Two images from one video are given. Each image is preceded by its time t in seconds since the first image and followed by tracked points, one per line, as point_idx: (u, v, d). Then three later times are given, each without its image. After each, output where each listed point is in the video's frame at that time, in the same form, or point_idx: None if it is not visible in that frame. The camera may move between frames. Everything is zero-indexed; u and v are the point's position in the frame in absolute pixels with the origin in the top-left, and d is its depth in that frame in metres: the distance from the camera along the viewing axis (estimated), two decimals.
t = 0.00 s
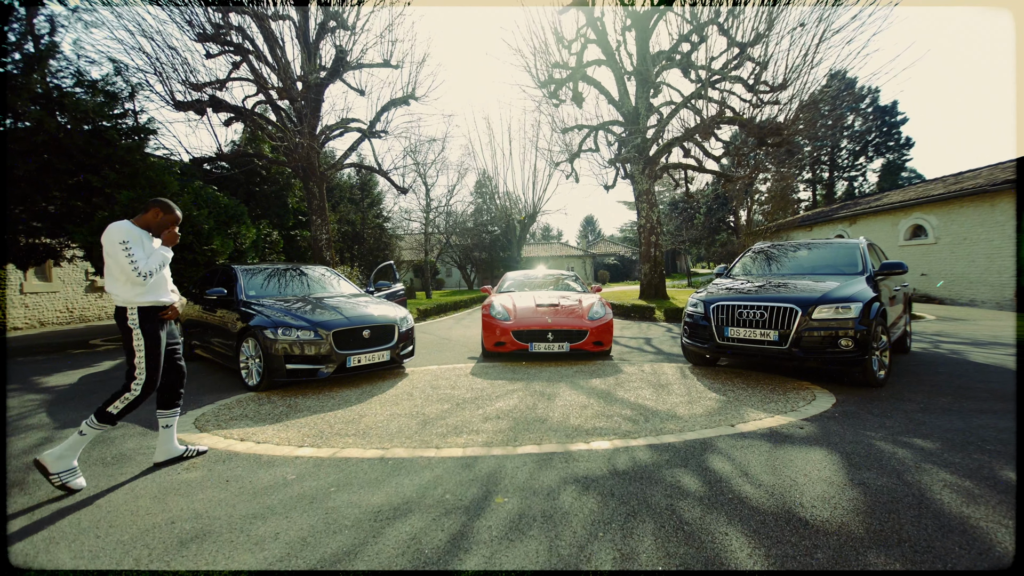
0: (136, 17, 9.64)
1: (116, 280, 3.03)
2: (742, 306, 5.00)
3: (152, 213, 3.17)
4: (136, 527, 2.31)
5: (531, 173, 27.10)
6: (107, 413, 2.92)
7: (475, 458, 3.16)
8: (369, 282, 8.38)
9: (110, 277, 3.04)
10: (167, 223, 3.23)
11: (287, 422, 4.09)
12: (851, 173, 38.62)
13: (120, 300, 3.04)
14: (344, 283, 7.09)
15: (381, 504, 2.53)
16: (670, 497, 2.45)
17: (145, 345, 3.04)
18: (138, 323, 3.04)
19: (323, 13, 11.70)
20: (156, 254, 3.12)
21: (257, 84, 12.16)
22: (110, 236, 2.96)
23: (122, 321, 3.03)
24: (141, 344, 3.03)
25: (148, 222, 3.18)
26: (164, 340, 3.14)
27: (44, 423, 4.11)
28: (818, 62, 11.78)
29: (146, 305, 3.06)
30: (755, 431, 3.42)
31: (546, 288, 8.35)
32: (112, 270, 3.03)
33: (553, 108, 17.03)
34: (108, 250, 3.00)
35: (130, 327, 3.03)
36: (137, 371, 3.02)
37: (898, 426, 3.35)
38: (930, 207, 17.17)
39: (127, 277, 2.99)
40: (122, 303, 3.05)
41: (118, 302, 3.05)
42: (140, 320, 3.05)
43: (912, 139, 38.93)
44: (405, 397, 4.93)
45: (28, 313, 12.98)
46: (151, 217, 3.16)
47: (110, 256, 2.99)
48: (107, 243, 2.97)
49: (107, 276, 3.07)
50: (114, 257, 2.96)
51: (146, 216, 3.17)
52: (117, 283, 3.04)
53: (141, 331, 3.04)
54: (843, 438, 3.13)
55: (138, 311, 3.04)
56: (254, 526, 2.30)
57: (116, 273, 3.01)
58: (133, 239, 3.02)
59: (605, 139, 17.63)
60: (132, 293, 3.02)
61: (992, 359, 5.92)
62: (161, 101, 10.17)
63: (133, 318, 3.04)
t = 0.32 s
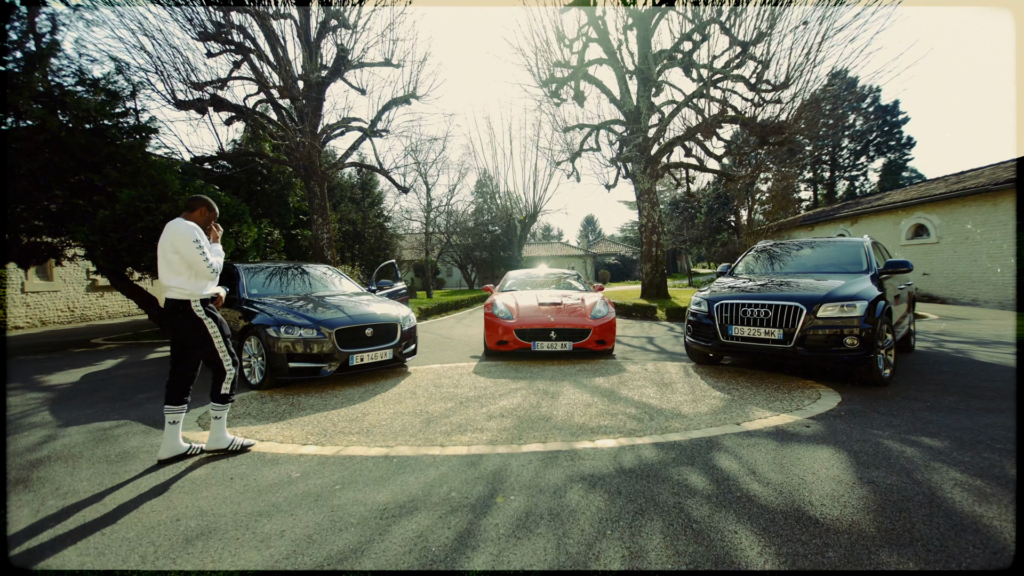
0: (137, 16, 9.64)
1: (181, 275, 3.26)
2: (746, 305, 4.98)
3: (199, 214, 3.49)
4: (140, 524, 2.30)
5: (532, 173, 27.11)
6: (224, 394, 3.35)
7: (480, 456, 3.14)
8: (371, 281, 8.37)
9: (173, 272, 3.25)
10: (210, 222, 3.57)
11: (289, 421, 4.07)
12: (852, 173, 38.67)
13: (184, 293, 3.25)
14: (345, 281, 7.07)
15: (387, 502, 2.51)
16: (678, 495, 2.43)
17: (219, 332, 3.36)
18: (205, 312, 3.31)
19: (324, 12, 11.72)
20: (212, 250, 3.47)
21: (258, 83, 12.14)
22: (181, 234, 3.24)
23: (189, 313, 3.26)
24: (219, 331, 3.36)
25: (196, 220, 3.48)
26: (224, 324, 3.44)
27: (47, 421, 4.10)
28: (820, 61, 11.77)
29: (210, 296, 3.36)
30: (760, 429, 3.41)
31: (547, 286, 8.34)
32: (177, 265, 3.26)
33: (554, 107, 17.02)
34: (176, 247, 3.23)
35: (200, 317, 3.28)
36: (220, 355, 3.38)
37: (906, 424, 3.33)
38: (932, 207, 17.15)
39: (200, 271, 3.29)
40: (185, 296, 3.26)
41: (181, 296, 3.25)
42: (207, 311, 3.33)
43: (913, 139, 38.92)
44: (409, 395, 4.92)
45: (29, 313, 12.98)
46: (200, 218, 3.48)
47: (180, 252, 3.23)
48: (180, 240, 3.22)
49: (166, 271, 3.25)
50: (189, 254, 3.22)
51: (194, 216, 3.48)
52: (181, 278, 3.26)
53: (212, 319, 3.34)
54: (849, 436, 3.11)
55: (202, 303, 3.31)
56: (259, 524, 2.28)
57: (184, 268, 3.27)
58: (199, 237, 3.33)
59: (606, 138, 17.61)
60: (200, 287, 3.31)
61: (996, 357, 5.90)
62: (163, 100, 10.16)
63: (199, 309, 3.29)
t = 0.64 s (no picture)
0: (139, 15, 9.63)
1: (244, 276, 3.60)
2: (751, 304, 4.96)
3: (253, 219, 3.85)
4: (147, 522, 2.29)
5: (533, 173, 27.10)
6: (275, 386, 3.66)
7: (486, 454, 3.13)
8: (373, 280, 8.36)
9: (238, 273, 3.57)
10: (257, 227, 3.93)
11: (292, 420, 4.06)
12: (853, 173, 38.65)
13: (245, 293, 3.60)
14: (348, 280, 7.06)
15: (394, 500, 2.49)
16: (688, 494, 2.42)
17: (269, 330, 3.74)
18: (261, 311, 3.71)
19: (326, 11, 11.74)
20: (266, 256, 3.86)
21: (259, 82, 12.14)
22: (252, 241, 3.62)
23: (235, 313, 3.60)
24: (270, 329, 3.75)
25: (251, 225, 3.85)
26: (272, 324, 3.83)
27: (52, 419, 4.10)
28: (822, 60, 11.74)
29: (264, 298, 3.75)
30: (768, 428, 3.39)
31: (550, 285, 8.33)
32: (242, 267, 3.59)
33: (555, 106, 16.99)
34: (246, 252, 3.59)
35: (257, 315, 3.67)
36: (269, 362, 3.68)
37: (914, 424, 3.31)
38: (935, 206, 17.11)
39: (262, 276, 3.67)
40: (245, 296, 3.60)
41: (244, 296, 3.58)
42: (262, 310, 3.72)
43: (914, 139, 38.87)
44: (413, 394, 4.90)
45: (30, 312, 12.98)
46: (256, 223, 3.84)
47: (248, 256, 3.60)
48: (251, 245, 3.60)
49: (230, 271, 3.55)
50: (257, 259, 3.60)
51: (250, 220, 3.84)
52: (244, 279, 3.61)
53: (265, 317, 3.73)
54: (858, 435, 3.10)
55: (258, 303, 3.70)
56: (267, 522, 2.27)
57: (249, 271, 3.62)
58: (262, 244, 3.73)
59: (608, 137, 17.59)
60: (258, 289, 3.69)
61: (1002, 356, 5.89)
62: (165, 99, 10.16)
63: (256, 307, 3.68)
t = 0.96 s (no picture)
0: (142, 14, 9.62)
1: (287, 271, 3.77)
2: (758, 303, 4.95)
3: (296, 215, 3.97)
4: (158, 521, 2.27)
5: (534, 173, 27.09)
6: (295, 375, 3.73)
7: (495, 454, 3.10)
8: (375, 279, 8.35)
9: (283, 269, 3.74)
10: (301, 222, 4.06)
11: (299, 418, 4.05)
12: (854, 173, 38.60)
13: (288, 287, 3.77)
14: (350, 280, 7.04)
15: (403, 500, 2.47)
16: (701, 494, 2.39)
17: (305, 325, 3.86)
18: (304, 304, 3.84)
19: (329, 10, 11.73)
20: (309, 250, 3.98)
21: (261, 81, 12.13)
22: (294, 237, 3.75)
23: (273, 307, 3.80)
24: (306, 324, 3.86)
25: (294, 220, 3.97)
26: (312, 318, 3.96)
27: (57, 418, 4.08)
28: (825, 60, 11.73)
29: (308, 291, 3.89)
30: (777, 428, 3.38)
31: (553, 285, 8.31)
32: (286, 263, 3.76)
33: (557, 106, 16.97)
34: (287, 248, 3.73)
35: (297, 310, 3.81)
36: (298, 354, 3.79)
37: (925, 424, 3.29)
38: (937, 206, 17.08)
39: (305, 270, 3.81)
40: (291, 289, 3.79)
41: (289, 290, 3.77)
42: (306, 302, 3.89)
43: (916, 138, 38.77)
44: (418, 393, 4.89)
45: (32, 311, 12.97)
46: (298, 218, 3.97)
47: (290, 252, 3.75)
48: (292, 242, 3.73)
49: (276, 267, 3.73)
50: (298, 254, 3.74)
51: (293, 216, 3.96)
52: (287, 274, 3.78)
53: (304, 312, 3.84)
54: (869, 435, 3.08)
55: (302, 296, 3.84)
56: (277, 521, 2.25)
57: (292, 266, 3.78)
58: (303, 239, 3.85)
59: (610, 137, 17.57)
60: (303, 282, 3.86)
61: (1007, 357, 5.87)
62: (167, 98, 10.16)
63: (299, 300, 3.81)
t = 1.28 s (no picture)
0: (144, 13, 9.62)
1: (308, 270, 3.86)
2: (765, 302, 4.92)
3: (323, 214, 4.04)
4: (168, 520, 2.25)
5: (535, 173, 27.06)
6: (349, 365, 4.09)
7: (504, 453, 3.08)
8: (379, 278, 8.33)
9: (301, 268, 3.84)
10: (333, 220, 4.10)
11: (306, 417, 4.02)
12: (856, 172, 38.52)
13: (310, 286, 3.86)
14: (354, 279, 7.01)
15: (413, 499, 2.45)
16: (715, 494, 2.37)
17: (327, 329, 3.91)
18: (326, 303, 3.89)
19: (331, 9, 11.72)
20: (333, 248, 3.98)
21: (263, 80, 12.12)
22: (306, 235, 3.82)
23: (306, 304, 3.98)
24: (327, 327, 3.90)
25: (323, 219, 4.04)
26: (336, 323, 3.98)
27: (62, 417, 4.05)
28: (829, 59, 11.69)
29: (330, 289, 3.90)
30: (788, 427, 3.36)
31: (557, 284, 8.29)
32: (303, 262, 3.85)
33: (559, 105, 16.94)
34: (302, 248, 3.84)
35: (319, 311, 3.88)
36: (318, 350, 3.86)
37: (939, 424, 3.25)
38: (940, 205, 17.03)
39: (318, 268, 3.82)
40: (311, 288, 3.86)
41: (309, 288, 3.85)
42: (328, 301, 3.91)
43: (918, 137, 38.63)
44: (423, 392, 4.86)
45: (34, 311, 12.95)
46: (324, 217, 4.02)
47: (306, 252, 3.83)
48: (305, 240, 3.81)
49: (298, 268, 3.88)
50: (310, 253, 3.78)
51: (321, 215, 4.05)
52: (308, 273, 3.86)
53: (327, 314, 3.92)
54: (883, 434, 3.05)
55: (325, 294, 3.88)
56: (288, 520, 2.23)
57: (309, 265, 3.84)
58: (321, 237, 3.90)
59: (612, 137, 17.54)
60: (322, 281, 3.86)
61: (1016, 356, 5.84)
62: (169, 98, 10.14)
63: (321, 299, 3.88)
